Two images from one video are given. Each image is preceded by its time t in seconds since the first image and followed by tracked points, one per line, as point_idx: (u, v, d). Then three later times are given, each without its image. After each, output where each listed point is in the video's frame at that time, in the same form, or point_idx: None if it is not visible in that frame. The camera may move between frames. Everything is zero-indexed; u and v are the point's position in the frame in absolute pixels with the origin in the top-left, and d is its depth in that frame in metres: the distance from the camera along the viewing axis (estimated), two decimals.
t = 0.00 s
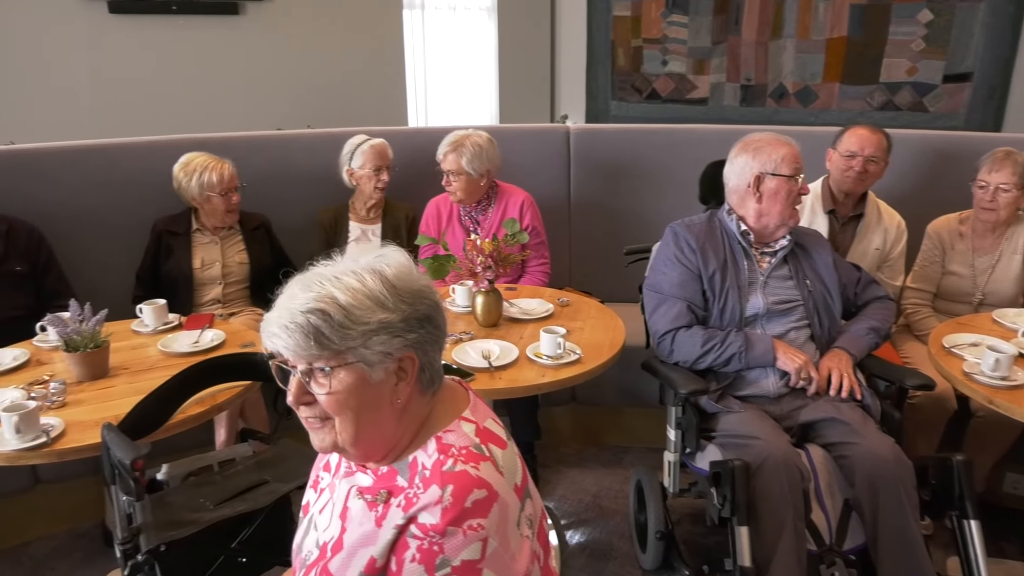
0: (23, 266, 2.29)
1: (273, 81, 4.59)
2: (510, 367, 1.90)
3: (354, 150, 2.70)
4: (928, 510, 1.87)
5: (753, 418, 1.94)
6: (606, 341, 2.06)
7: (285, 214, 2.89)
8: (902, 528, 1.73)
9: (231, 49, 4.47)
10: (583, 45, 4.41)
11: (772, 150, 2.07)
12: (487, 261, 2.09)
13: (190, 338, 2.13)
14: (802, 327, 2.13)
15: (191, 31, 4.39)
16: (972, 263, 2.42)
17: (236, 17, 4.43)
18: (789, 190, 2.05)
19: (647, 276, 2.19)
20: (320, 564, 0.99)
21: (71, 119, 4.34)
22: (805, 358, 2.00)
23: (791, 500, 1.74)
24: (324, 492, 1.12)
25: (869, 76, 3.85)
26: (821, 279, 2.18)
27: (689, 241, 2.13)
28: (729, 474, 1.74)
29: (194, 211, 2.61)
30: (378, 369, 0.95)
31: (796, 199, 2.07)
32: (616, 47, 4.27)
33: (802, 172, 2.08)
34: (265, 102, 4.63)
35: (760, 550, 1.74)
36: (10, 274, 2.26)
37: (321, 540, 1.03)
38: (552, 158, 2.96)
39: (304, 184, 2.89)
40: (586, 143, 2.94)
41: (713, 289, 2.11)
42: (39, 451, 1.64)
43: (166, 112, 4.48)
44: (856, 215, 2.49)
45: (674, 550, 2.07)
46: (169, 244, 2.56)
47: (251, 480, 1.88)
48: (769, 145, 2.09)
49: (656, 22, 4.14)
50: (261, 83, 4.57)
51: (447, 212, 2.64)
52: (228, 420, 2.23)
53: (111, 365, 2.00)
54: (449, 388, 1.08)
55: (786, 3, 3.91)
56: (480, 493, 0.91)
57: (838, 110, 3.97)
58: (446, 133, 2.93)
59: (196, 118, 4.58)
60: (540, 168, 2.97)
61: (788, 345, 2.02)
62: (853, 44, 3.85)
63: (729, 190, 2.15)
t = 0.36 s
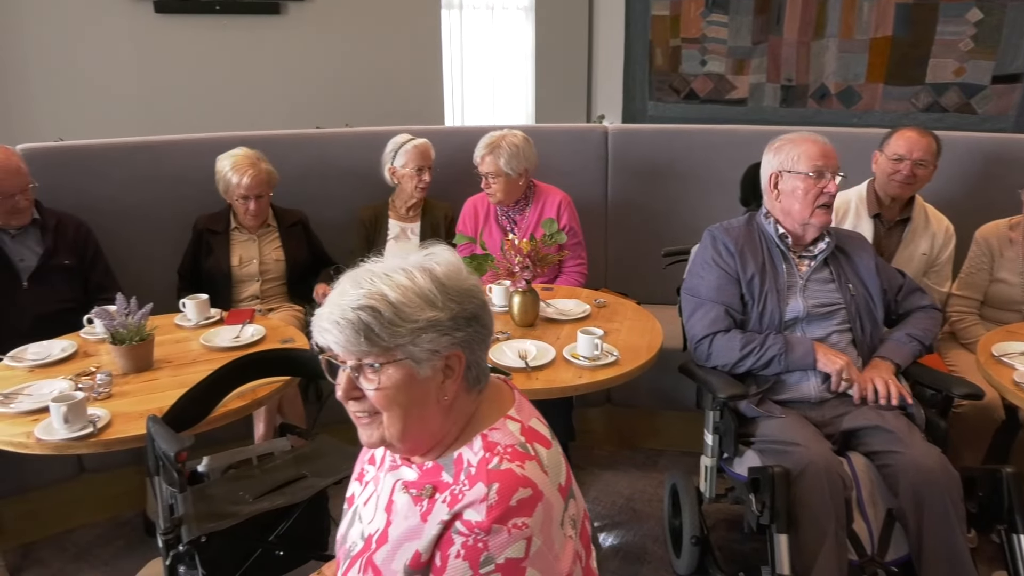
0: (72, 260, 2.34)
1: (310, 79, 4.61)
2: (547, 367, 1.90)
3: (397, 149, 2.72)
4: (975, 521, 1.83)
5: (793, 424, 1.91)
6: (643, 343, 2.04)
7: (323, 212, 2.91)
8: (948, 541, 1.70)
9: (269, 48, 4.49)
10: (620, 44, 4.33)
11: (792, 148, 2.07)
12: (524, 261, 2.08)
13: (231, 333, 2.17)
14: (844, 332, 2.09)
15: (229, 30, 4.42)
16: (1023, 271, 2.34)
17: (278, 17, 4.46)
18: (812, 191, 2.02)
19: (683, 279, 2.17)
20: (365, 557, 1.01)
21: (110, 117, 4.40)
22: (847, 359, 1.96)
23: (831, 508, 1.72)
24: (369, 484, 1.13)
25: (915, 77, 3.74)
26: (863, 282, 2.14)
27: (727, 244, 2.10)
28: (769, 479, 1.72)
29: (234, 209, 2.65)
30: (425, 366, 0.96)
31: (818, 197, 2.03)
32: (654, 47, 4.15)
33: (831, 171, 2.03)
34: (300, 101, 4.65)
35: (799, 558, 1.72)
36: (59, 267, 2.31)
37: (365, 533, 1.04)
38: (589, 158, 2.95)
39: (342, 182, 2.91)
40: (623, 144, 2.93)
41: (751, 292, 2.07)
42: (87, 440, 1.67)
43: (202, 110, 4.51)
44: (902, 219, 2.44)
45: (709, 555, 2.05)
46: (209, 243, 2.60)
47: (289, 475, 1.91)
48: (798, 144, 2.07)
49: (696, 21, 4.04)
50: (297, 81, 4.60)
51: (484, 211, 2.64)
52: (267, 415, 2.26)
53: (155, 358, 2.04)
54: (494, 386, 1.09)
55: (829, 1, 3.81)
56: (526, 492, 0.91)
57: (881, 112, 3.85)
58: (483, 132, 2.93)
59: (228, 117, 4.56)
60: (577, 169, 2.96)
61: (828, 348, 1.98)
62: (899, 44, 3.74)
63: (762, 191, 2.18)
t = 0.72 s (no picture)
0: (112, 250, 2.39)
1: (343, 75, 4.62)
2: (578, 367, 1.89)
3: (430, 146, 2.73)
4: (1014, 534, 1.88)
5: (828, 430, 1.88)
6: (676, 345, 2.03)
7: (357, 208, 2.94)
8: (985, 554, 1.69)
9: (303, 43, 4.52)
10: (655, 44, 4.28)
11: (808, 148, 2.07)
12: (558, 259, 2.08)
13: (266, 325, 2.20)
14: (881, 338, 2.05)
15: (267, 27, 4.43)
16: None
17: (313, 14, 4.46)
18: (816, 192, 2.02)
19: (717, 283, 2.14)
20: (402, 541, 1.02)
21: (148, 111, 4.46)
22: (885, 361, 1.91)
23: (866, 518, 1.69)
24: (409, 472, 1.14)
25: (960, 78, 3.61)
26: (902, 288, 2.10)
27: (762, 248, 2.07)
28: (802, 487, 1.68)
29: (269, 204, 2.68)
30: (469, 351, 0.97)
31: (821, 198, 2.00)
32: (690, 47, 4.11)
33: (838, 170, 1.99)
34: (332, 97, 4.65)
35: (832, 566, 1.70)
36: (100, 257, 2.36)
37: (403, 518, 1.05)
38: (623, 158, 2.93)
39: (376, 179, 2.93)
40: (659, 144, 2.91)
41: (786, 297, 2.05)
42: (125, 427, 1.71)
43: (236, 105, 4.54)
44: (944, 224, 2.39)
45: (737, 561, 2.02)
46: (243, 236, 2.64)
47: (319, 467, 1.92)
48: (815, 144, 2.06)
49: (734, 20, 3.99)
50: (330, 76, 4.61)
51: (517, 209, 2.64)
52: (298, 408, 2.28)
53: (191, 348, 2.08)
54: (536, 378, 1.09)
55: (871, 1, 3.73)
56: (561, 480, 0.90)
57: (922, 115, 3.72)
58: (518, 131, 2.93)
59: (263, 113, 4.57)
60: (611, 168, 2.94)
61: (865, 352, 1.95)
62: (942, 46, 3.62)
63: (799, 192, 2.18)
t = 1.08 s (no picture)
0: (162, 244, 2.45)
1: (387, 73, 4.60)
2: (620, 368, 1.87)
3: (470, 144, 2.74)
4: None
5: (878, 440, 1.83)
6: (720, 348, 2.00)
7: (399, 205, 2.95)
8: None
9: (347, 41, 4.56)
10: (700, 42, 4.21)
11: (863, 151, 2.02)
12: (600, 259, 2.06)
13: (309, 320, 2.22)
14: (933, 347, 1.99)
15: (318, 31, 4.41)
16: None
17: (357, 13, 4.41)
18: (869, 195, 1.96)
19: (764, 286, 2.10)
20: (451, 527, 1.06)
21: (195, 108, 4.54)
22: (939, 371, 1.85)
23: (917, 530, 1.65)
24: (457, 460, 1.18)
25: (1018, 79, 3.49)
26: (958, 296, 2.03)
27: (813, 252, 2.02)
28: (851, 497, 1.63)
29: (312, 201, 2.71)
30: (527, 341, 1.01)
31: (875, 201, 1.95)
32: (735, 45, 4.05)
33: (893, 173, 1.94)
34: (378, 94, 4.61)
35: None
36: (150, 250, 2.42)
37: (452, 505, 1.09)
38: (667, 158, 2.90)
39: (419, 176, 2.95)
40: (703, 143, 2.87)
41: (836, 301, 2.00)
42: (173, 418, 1.74)
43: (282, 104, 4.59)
44: (1001, 229, 2.31)
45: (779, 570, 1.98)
46: (284, 233, 2.68)
47: (361, 461, 1.94)
48: (870, 146, 2.01)
49: (781, 19, 3.92)
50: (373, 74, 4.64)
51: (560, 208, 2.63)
52: (338, 403, 2.31)
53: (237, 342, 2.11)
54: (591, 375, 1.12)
55: None
56: (611, 477, 0.93)
57: (978, 116, 3.60)
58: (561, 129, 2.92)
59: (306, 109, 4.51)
60: (654, 167, 2.91)
61: (918, 361, 1.89)
62: (1000, 45, 3.51)
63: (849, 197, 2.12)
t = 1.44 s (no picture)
0: (205, 238, 2.48)
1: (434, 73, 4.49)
2: (661, 368, 1.85)
3: (511, 139, 2.73)
4: None
5: (928, 446, 1.78)
6: (764, 349, 1.95)
7: (437, 201, 2.95)
8: None
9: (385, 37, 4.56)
10: (742, 36, 4.11)
11: (918, 148, 1.96)
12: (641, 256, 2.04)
13: (348, 315, 2.24)
14: (988, 352, 1.92)
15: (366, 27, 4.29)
16: None
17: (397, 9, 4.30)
18: (924, 194, 1.90)
19: (810, 286, 2.05)
20: (504, 518, 1.06)
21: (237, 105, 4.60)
22: (994, 377, 1.79)
23: (971, 540, 1.59)
24: (509, 452, 1.18)
25: None
26: (1016, 298, 1.95)
27: (862, 252, 1.97)
28: (899, 506, 1.58)
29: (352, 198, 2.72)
30: (581, 334, 1.00)
31: (929, 200, 1.89)
32: (779, 39, 3.96)
33: (951, 172, 1.87)
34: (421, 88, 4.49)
35: None
36: (194, 244, 2.46)
37: (504, 496, 1.10)
38: (709, 154, 2.85)
39: (457, 172, 2.94)
40: (747, 139, 2.81)
41: (885, 303, 1.94)
42: (215, 410, 1.77)
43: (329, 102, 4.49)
44: None
45: None
46: (324, 231, 2.70)
47: (399, 457, 1.94)
48: (926, 143, 1.94)
49: (827, 12, 3.82)
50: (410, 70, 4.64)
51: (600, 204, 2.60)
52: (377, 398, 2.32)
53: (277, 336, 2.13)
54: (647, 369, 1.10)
55: None
56: (667, 471, 0.91)
57: None
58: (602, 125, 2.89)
59: (348, 107, 4.40)
60: (696, 164, 2.86)
61: (971, 366, 1.83)
62: None
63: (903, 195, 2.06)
